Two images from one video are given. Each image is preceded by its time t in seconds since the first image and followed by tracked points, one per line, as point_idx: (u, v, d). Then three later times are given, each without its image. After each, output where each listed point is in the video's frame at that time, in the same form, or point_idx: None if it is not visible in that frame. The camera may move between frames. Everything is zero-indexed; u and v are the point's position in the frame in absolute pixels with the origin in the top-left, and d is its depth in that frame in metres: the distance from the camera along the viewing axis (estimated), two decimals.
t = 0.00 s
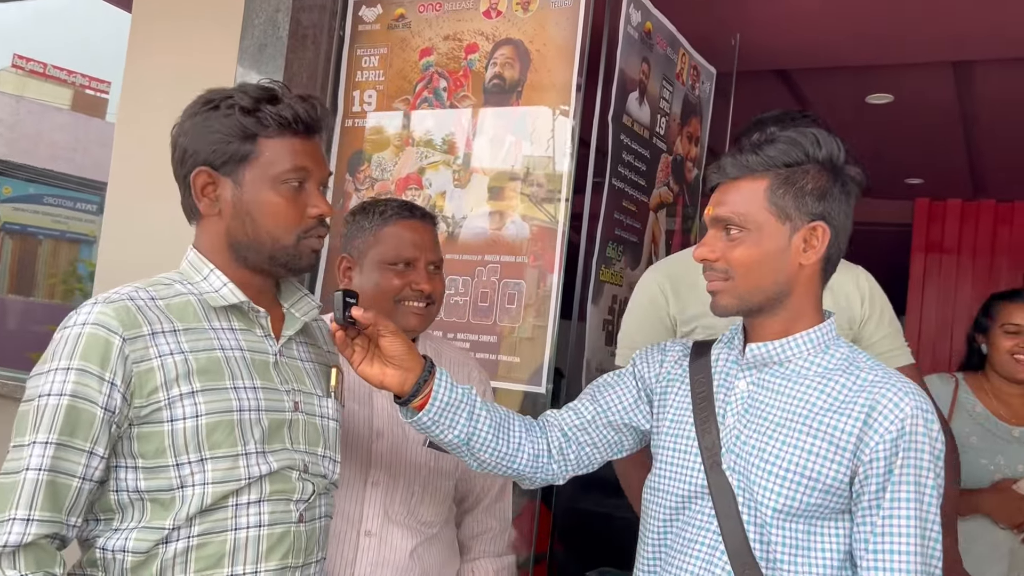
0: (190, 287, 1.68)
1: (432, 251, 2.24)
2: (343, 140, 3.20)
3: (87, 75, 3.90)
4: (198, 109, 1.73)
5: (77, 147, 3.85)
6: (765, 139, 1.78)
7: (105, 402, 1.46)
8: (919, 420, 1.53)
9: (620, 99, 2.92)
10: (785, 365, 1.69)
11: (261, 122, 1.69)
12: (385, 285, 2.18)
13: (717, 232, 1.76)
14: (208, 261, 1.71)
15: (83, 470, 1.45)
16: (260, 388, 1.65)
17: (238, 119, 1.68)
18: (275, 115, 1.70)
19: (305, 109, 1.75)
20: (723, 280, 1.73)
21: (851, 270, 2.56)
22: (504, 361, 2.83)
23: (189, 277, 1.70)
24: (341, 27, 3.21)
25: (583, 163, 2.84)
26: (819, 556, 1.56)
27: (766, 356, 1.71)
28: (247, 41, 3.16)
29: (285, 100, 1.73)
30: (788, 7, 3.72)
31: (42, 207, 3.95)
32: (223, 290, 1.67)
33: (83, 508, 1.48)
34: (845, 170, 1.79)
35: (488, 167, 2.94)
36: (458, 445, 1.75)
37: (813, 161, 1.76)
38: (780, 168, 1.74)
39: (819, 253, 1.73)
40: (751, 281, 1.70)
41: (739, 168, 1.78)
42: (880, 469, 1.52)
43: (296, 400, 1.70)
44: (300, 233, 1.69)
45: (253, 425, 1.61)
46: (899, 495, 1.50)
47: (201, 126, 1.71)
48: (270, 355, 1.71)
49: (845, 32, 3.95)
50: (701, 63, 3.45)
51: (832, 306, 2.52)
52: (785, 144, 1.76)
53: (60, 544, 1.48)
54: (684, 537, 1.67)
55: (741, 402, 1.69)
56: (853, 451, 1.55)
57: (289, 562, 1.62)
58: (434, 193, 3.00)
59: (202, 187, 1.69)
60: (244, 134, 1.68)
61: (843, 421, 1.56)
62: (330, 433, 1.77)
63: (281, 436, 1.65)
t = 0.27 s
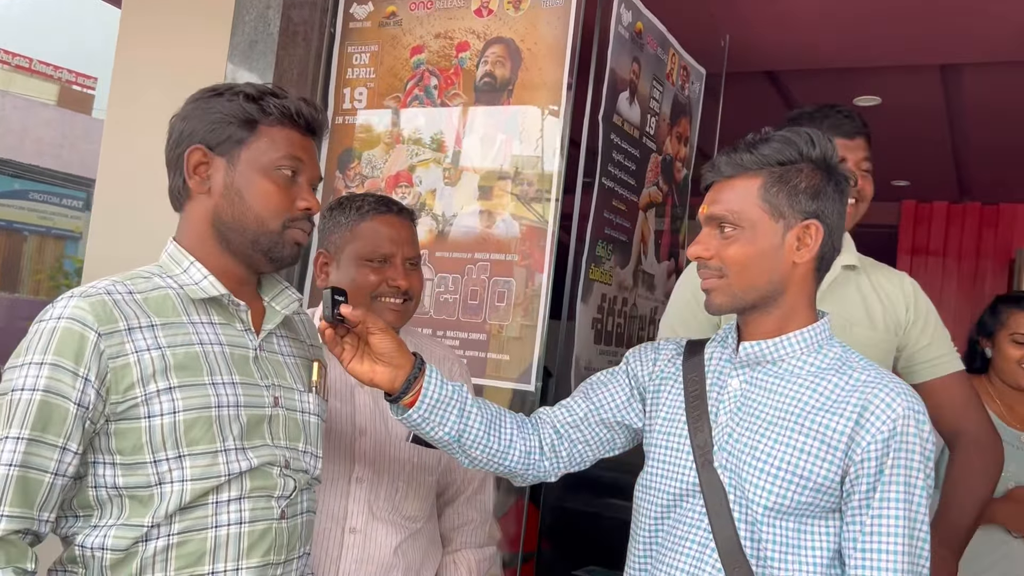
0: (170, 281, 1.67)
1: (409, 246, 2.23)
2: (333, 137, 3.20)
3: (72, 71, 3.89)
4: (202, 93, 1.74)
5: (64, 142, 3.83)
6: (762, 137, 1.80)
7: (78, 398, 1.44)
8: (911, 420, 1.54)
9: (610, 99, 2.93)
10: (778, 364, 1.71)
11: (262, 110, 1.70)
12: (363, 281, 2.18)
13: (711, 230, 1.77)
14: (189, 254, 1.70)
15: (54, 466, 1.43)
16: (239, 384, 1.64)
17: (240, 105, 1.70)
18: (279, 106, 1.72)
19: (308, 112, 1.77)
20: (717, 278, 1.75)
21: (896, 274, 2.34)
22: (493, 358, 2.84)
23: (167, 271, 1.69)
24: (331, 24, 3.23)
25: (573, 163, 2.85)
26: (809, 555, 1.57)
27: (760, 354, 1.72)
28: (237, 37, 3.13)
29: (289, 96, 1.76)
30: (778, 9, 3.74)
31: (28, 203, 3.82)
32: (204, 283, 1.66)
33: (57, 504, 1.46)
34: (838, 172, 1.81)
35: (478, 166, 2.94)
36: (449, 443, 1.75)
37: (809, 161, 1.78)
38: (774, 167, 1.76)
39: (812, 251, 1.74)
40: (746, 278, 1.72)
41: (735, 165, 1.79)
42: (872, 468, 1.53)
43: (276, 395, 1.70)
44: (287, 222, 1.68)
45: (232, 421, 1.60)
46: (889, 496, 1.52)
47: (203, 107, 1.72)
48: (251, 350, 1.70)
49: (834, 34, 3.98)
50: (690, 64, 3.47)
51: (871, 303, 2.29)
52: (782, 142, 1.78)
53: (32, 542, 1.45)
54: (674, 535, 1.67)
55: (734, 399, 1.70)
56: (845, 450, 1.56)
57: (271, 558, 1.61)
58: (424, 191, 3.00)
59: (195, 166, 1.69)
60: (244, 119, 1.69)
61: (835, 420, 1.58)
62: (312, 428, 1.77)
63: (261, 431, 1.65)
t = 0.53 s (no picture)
0: (161, 278, 1.67)
1: (402, 246, 2.23)
2: (325, 136, 3.20)
3: (61, 68, 3.89)
4: (178, 94, 1.73)
5: (55, 139, 3.82)
6: (753, 138, 1.83)
7: (70, 393, 1.44)
8: (902, 422, 1.56)
9: (602, 101, 2.95)
10: (770, 364, 1.72)
11: (244, 108, 1.70)
12: (353, 280, 2.19)
13: (702, 228, 1.80)
14: (180, 251, 1.70)
15: (44, 462, 1.43)
16: (229, 382, 1.64)
17: (220, 104, 1.69)
18: (259, 101, 1.72)
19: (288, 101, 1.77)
20: (708, 276, 1.78)
21: (971, 283, 2.37)
22: (484, 358, 2.85)
23: (157, 266, 1.69)
24: (324, 24, 3.24)
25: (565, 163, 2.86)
26: (801, 555, 1.58)
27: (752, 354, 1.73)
28: (230, 36, 3.14)
29: (267, 90, 1.75)
30: (769, 13, 3.77)
31: (14, 199, 3.82)
32: (197, 281, 1.67)
33: (45, 500, 1.46)
34: (830, 172, 1.83)
35: (470, 166, 2.95)
36: (440, 442, 1.76)
37: (800, 161, 1.80)
38: (763, 167, 1.78)
39: (801, 249, 1.76)
40: (735, 277, 1.74)
41: (725, 166, 1.82)
42: (863, 471, 1.54)
43: (265, 394, 1.71)
44: (279, 221, 1.70)
45: (221, 419, 1.61)
46: (880, 498, 1.53)
47: (183, 108, 1.70)
48: (240, 349, 1.71)
49: (825, 38, 4.01)
50: (682, 66, 3.49)
51: (940, 308, 2.31)
52: (773, 143, 1.81)
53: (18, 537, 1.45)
54: (667, 535, 1.69)
55: (727, 400, 1.72)
56: (836, 452, 1.58)
57: (256, 556, 1.62)
58: (416, 191, 3.01)
59: (180, 171, 1.68)
60: (226, 119, 1.68)
61: (826, 422, 1.59)
62: (297, 428, 1.77)
63: (249, 430, 1.65)
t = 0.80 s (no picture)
0: (151, 282, 1.66)
1: (413, 251, 2.23)
2: (319, 138, 3.21)
3: (54, 69, 3.88)
4: (173, 95, 1.73)
5: (48, 141, 3.82)
6: (734, 144, 1.85)
7: (62, 398, 1.43)
8: (895, 423, 1.54)
9: (596, 105, 2.96)
10: (764, 368, 1.72)
11: (239, 110, 1.70)
12: (365, 284, 2.20)
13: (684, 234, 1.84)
14: (170, 253, 1.69)
15: (35, 469, 1.42)
16: (220, 387, 1.65)
17: (215, 105, 1.69)
18: (255, 104, 1.72)
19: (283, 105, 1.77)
20: (692, 280, 1.80)
21: (1007, 281, 2.26)
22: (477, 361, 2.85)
23: (148, 269, 1.68)
24: (318, 27, 3.24)
25: (558, 166, 2.86)
26: (797, 562, 1.58)
27: (746, 359, 1.74)
28: (224, 39, 3.14)
29: (264, 93, 1.76)
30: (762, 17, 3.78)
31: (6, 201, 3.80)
32: (187, 285, 1.66)
33: (35, 507, 1.46)
34: (815, 172, 1.82)
35: (464, 169, 2.95)
36: (454, 460, 1.80)
37: (776, 162, 1.81)
38: (739, 169, 1.81)
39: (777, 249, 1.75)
40: (714, 280, 1.76)
41: (705, 172, 1.86)
42: (855, 474, 1.53)
43: (256, 398, 1.71)
44: (271, 223, 1.70)
45: (212, 425, 1.61)
46: (873, 501, 1.51)
47: (176, 109, 1.70)
48: (230, 353, 1.71)
49: (817, 43, 4.02)
50: (675, 71, 3.50)
51: (974, 312, 2.23)
52: (749, 147, 1.83)
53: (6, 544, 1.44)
54: (669, 543, 1.71)
55: (723, 406, 1.73)
56: (828, 456, 1.58)
57: (247, 562, 1.63)
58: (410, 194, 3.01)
59: (173, 171, 1.68)
60: (220, 120, 1.68)
61: (818, 426, 1.59)
62: (288, 432, 1.78)
63: (240, 435, 1.66)
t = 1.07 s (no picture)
0: (141, 291, 1.65)
1: (427, 257, 2.21)
2: (315, 144, 3.22)
3: (50, 73, 3.89)
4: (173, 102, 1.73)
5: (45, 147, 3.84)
6: (720, 154, 1.87)
7: (51, 410, 1.43)
8: (879, 433, 1.53)
9: (590, 112, 2.93)
10: (759, 379, 1.73)
11: (240, 119, 1.71)
12: (377, 291, 2.18)
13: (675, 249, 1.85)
14: (160, 262, 1.69)
15: (23, 481, 1.42)
16: (211, 397, 1.64)
17: (215, 113, 1.70)
18: (255, 114, 1.73)
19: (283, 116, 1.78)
20: (686, 294, 1.81)
21: (1008, 290, 2.24)
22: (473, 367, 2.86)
23: (138, 278, 1.68)
24: (315, 33, 3.24)
25: (553, 171, 2.86)
26: None
27: (740, 371, 1.75)
28: (218, 45, 3.18)
29: (265, 103, 1.77)
30: (756, 24, 3.80)
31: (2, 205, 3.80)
32: (176, 294, 1.66)
33: (24, 519, 1.46)
34: (804, 176, 1.80)
35: (459, 175, 2.96)
36: (506, 501, 1.88)
37: (759, 168, 1.82)
38: (723, 180, 1.83)
39: (763, 258, 1.74)
40: (704, 291, 1.77)
41: (692, 186, 1.89)
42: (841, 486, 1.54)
43: (247, 406, 1.71)
44: (266, 233, 1.70)
45: (203, 434, 1.61)
46: (858, 514, 1.51)
47: (176, 115, 1.70)
48: (221, 361, 1.71)
49: (810, 49, 4.04)
50: (670, 77, 3.51)
51: (968, 320, 2.23)
52: (733, 156, 1.85)
53: None
54: (678, 556, 1.75)
55: (723, 419, 1.77)
56: (815, 469, 1.58)
57: (241, 570, 1.63)
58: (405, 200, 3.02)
59: (170, 179, 1.67)
60: (221, 128, 1.69)
61: (803, 438, 1.60)
62: (280, 440, 1.79)
63: (231, 444, 1.66)
